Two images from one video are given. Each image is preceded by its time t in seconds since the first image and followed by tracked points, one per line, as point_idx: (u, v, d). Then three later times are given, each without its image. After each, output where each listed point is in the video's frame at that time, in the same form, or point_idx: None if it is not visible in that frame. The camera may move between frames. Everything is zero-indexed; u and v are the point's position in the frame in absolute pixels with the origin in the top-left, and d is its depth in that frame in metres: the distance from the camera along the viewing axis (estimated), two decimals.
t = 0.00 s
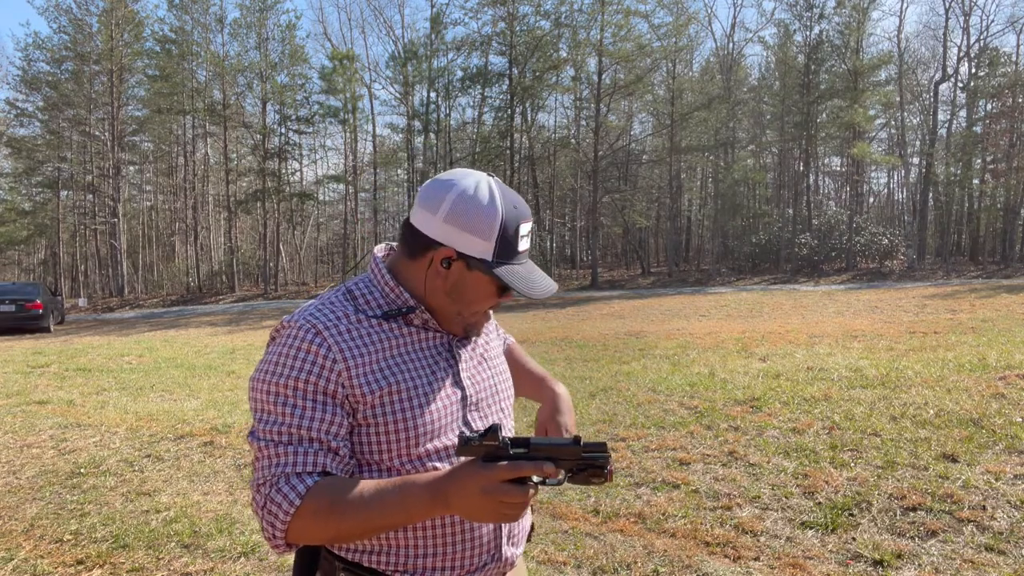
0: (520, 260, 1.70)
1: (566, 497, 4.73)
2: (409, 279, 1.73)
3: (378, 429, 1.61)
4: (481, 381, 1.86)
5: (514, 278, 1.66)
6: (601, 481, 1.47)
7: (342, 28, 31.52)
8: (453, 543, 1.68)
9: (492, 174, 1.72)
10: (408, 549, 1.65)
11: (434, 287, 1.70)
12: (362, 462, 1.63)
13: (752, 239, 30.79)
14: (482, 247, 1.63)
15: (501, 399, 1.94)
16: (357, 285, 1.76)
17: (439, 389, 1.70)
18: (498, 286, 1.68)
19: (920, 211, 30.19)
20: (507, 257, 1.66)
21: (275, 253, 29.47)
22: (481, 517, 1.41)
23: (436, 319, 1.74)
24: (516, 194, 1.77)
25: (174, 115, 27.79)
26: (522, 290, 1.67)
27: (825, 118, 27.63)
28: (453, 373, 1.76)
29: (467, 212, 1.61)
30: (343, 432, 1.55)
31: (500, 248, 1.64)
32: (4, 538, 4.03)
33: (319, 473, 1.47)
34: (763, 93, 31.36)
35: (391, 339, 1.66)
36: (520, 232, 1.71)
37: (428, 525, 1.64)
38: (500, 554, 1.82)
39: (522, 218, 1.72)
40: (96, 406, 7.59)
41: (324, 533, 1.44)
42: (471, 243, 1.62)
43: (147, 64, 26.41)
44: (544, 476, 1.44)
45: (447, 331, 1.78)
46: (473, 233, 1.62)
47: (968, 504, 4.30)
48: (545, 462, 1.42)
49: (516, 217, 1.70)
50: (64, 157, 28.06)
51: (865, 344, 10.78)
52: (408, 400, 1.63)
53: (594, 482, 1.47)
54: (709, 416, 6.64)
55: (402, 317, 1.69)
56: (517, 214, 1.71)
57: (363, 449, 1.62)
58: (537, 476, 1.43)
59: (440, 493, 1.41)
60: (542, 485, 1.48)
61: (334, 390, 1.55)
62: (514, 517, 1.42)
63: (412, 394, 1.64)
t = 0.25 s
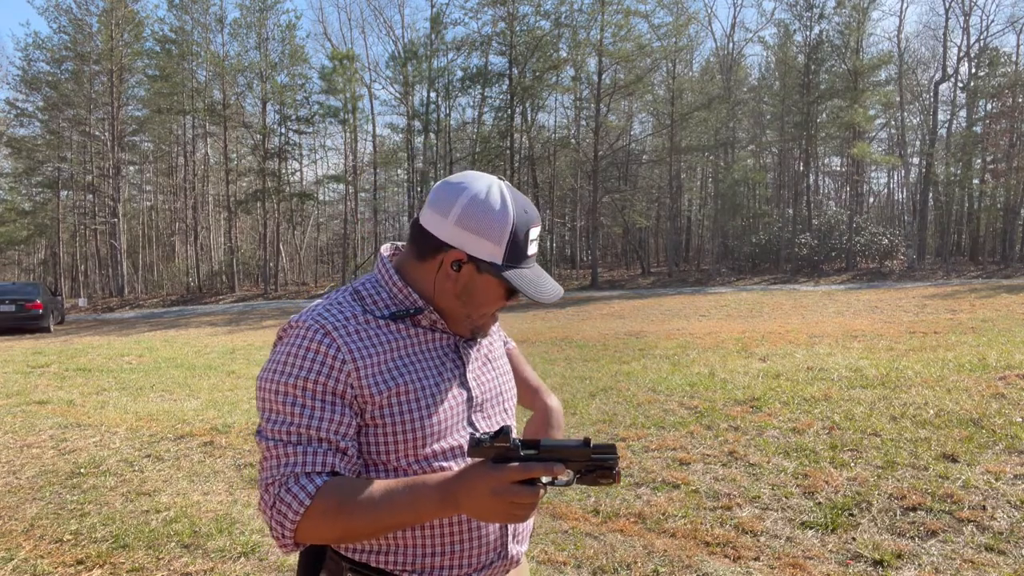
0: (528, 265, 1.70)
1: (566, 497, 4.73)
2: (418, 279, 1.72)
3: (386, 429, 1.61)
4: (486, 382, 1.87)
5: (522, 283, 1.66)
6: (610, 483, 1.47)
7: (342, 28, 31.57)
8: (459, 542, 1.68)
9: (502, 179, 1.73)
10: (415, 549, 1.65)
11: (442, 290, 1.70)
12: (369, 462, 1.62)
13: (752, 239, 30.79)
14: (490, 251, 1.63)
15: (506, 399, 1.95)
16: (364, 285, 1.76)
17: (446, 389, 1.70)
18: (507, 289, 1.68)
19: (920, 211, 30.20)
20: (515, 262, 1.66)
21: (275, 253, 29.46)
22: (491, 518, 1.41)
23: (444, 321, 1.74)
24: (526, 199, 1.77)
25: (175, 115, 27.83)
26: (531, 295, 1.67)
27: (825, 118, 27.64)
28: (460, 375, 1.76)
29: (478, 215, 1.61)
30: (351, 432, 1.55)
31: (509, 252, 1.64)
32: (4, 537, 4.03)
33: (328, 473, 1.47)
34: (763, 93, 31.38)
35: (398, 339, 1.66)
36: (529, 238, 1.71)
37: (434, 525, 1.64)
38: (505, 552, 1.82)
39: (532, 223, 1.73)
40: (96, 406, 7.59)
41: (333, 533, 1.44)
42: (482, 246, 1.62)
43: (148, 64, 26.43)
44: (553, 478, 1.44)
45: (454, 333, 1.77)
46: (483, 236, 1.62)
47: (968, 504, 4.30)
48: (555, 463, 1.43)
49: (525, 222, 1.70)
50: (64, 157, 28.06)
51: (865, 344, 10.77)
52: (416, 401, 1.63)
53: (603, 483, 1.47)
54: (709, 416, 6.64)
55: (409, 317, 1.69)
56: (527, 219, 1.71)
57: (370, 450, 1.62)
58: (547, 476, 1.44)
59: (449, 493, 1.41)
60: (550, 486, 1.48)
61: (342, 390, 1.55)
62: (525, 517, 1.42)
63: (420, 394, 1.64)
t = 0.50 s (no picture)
0: (527, 263, 1.70)
1: (566, 497, 4.73)
2: (419, 279, 1.72)
3: (389, 430, 1.60)
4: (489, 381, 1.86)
5: (523, 282, 1.66)
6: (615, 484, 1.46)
7: (342, 28, 31.52)
8: (462, 540, 1.68)
9: (502, 176, 1.72)
10: (417, 550, 1.65)
11: (443, 288, 1.70)
12: (373, 462, 1.62)
13: (752, 239, 30.79)
14: (489, 249, 1.63)
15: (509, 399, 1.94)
16: (366, 286, 1.76)
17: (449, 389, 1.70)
18: (508, 288, 1.68)
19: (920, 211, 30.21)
20: (514, 260, 1.66)
21: (275, 253, 29.44)
22: (495, 519, 1.41)
23: (446, 321, 1.74)
24: (525, 197, 1.77)
25: (175, 115, 27.83)
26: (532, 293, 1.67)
27: (825, 118, 27.64)
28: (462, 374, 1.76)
29: (478, 213, 1.61)
30: (355, 433, 1.56)
31: (511, 250, 1.64)
32: (4, 538, 4.03)
33: (333, 473, 1.47)
34: (763, 92, 31.38)
35: (401, 339, 1.66)
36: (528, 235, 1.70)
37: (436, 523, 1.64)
38: (507, 551, 1.82)
39: (531, 221, 1.73)
40: (96, 407, 7.59)
41: (339, 532, 1.44)
42: (484, 245, 1.62)
43: (147, 64, 26.42)
44: (558, 478, 1.43)
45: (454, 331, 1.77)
46: (482, 235, 1.61)
47: (968, 504, 4.30)
48: (559, 464, 1.42)
49: (524, 220, 1.69)
50: (64, 157, 28.04)
51: (865, 344, 10.77)
52: (419, 401, 1.63)
53: (607, 484, 1.46)
54: (709, 416, 6.64)
55: (412, 317, 1.70)
56: (526, 217, 1.70)
57: (374, 450, 1.61)
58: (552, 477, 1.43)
59: (453, 493, 1.41)
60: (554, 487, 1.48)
61: (346, 389, 1.55)
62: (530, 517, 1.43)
63: (424, 394, 1.63)
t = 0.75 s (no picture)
0: (520, 256, 1.69)
1: (566, 497, 4.73)
2: (416, 277, 1.73)
3: (388, 428, 1.60)
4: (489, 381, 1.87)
5: (514, 274, 1.64)
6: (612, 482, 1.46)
7: (342, 28, 31.48)
8: (461, 539, 1.68)
9: (491, 168, 1.72)
10: (415, 549, 1.65)
11: (437, 285, 1.70)
12: (371, 460, 1.62)
13: (752, 239, 30.79)
14: (477, 243, 1.62)
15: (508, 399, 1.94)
16: (366, 285, 1.76)
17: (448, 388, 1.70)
18: (499, 281, 1.67)
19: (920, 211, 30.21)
20: (505, 253, 1.65)
21: (275, 253, 29.44)
22: (492, 516, 1.41)
23: (443, 319, 1.74)
24: (517, 190, 1.76)
25: (174, 115, 27.83)
26: (524, 286, 1.65)
27: (825, 118, 27.64)
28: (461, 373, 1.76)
29: (465, 206, 1.61)
30: (353, 430, 1.55)
31: (499, 242, 1.64)
32: (4, 537, 4.03)
33: (332, 469, 1.47)
34: (763, 92, 31.39)
35: (399, 338, 1.66)
36: (519, 226, 1.69)
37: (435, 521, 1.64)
38: (505, 551, 1.81)
39: (522, 212, 1.71)
40: (96, 406, 7.59)
41: (337, 528, 1.44)
42: (471, 239, 1.62)
43: (148, 64, 26.43)
44: (555, 476, 1.43)
45: (452, 330, 1.77)
46: (470, 228, 1.61)
47: (968, 504, 4.30)
48: (555, 463, 1.42)
49: (514, 211, 1.68)
50: (64, 157, 28.03)
51: (865, 344, 10.77)
52: (417, 400, 1.63)
53: (604, 482, 1.46)
54: (709, 416, 6.64)
55: (409, 314, 1.70)
56: (515, 208, 1.69)
57: (372, 448, 1.61)
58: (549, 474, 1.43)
59: (451, 490, 1.41)
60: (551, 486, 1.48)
61: (345, 386, 1.55)
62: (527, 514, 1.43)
63: (422, 393, 1.63)
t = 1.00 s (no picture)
0: (504, 242, 1.67)
1: (566, 497, 4.73)
2: (413, 273, 1.74)
3: (389, 425, 1.60)
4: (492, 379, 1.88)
5: (492, 260, 1.62)
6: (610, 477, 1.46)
7: (342, 28, 31.46)
8: (463, 535, 1.69)
9: (476, 160, 1.73)
10: (415, 547, 1.65)
11: (428, 280, 1.71)
12: (371, 458, 1.62)
13: (752, 239, 30.79)
14: (455, 229, 1.63)
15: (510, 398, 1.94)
16: (366, 283, 1.77)
17: (449, 384, 1.71)
18: (480, 268, 1.65)
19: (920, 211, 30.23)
20: (485, 240, 1.64)
21: (275, 253, 29.44)
22: (491, 509, 1.40)
23: (441, 315, 1.74)
24: (503, 178, 1.74)
25: (174, 115, 27.84)
26: (500, 272, 1.63)
27: (824, 118, 27.67)
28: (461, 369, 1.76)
29: (441, 193, 1.63)
30: (354, 425, 1.56)
31: (475, 228, 1.63)
32: (4, 537, 4.03)
33: (332, 464, 1.47)
34: (763, 92, 31.42)
35: (400, 335, 1.67)
36: (500, 208, 1.67)
37: (436, 517, 1.64)
38: (506, 550, 1.81)
39: (502, 198, 1.69)
40: (96, 406, 7.59)
41: (337, 522, 1.44)
42: (448, 225, 1.63)
43: (148, 64, 26.43)
44: (554, 470, 1.44)
45: (450, 326, 1.77)
46: (444, 215, 1.62)
47: (967, 504, 4.30)
48: (553, 456, 1.42)
49: (494, 195, 1.67)
50: (64, 157, 28.04)
51: (865, 344, 10.77)
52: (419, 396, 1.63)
53: (604, 477, 1.46)
54: (709, 416, 6.64)
55: (408, 310, 1.71)
56: (495, 192, 1.67)
57: (373, 446, 1.61)
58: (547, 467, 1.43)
59: (449, 483, 1.40)
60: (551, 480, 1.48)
61: (345, 381, 1.55)
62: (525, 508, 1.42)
63: (422, 389, 1.63)
